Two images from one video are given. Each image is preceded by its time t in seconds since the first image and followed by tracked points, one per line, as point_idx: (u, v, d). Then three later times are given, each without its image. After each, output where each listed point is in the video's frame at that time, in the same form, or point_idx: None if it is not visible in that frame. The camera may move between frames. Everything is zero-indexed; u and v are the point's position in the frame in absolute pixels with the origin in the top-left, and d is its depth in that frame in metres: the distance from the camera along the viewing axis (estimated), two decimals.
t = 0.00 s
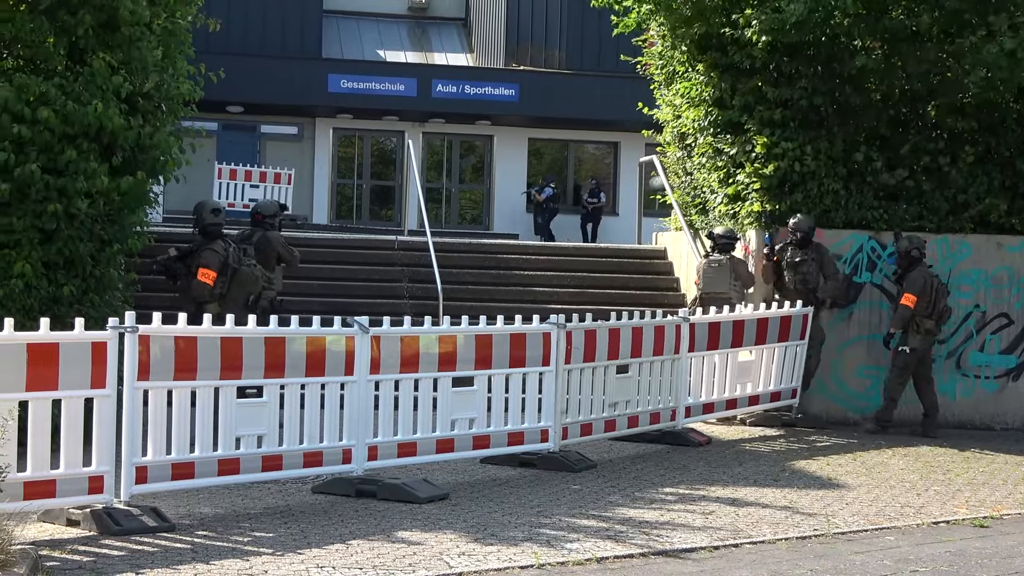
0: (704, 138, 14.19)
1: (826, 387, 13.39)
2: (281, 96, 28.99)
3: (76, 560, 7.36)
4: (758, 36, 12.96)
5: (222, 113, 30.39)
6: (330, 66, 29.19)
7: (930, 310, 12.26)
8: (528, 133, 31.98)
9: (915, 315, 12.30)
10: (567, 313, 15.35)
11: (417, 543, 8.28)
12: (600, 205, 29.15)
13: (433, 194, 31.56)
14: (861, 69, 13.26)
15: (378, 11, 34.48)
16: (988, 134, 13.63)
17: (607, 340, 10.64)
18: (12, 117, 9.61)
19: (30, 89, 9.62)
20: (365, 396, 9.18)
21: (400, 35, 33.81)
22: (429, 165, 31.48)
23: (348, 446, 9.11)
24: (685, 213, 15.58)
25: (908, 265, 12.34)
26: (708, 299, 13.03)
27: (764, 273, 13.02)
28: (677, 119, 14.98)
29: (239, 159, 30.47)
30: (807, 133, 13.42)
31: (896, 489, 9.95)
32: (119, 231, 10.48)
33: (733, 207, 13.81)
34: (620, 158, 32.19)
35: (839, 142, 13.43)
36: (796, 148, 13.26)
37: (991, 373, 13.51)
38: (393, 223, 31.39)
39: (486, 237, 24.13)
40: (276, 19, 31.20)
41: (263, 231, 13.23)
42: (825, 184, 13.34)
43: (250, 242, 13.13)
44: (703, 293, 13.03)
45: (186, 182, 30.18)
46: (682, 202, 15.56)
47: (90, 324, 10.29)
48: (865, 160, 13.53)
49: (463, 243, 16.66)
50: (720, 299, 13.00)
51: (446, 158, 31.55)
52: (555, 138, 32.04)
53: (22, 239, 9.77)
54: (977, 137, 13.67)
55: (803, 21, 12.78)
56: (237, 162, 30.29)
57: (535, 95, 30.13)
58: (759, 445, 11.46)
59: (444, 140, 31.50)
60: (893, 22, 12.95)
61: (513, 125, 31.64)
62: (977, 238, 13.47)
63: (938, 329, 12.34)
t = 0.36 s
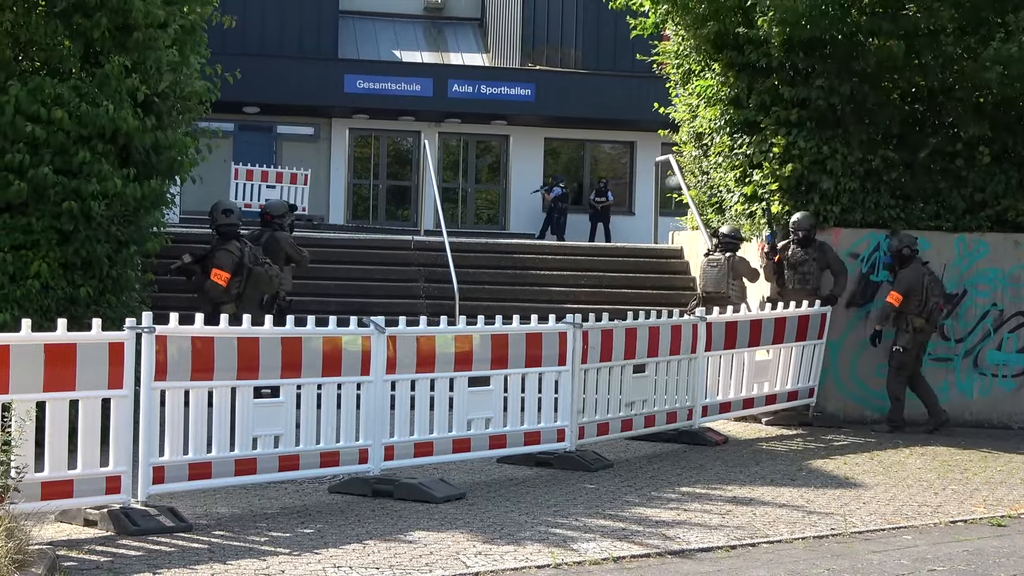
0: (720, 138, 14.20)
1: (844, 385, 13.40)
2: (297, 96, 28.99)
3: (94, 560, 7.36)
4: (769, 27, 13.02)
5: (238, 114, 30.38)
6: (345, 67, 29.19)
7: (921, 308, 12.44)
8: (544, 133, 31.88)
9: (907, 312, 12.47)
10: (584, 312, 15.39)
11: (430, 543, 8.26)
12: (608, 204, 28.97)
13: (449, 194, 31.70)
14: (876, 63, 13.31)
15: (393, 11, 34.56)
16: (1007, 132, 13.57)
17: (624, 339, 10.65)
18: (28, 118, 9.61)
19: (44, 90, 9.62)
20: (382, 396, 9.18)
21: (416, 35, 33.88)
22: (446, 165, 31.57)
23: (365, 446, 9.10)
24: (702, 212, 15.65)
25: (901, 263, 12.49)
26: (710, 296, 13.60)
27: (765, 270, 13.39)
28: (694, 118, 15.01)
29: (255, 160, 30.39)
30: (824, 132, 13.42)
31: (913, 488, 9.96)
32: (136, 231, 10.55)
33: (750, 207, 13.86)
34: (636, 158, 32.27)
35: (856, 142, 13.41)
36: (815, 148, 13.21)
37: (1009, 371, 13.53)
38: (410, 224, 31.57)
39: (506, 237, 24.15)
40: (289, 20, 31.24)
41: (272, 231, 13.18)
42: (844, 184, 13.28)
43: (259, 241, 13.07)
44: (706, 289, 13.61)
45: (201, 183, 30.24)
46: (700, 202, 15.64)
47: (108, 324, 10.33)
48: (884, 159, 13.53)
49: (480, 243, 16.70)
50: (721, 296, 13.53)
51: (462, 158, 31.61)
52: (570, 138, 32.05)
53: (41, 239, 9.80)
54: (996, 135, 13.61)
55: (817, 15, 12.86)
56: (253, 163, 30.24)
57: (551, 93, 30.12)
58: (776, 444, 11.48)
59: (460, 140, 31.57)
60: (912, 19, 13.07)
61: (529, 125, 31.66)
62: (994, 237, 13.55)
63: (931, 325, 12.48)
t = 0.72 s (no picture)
0: (730, 136, 14.18)
1: (855, 382, 13.43)
2: (308, 95, 28.98)
3: (106, 561, 7.35)
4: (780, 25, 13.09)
5: (249, 114, 30.38)
6: (355, 67, 29.19)
7: (913, 303, 12.47)
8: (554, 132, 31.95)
9: (900, 309, 12.58)
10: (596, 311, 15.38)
11: (442, 543, 8.26)
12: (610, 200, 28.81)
13: (459, 193, 31.72)
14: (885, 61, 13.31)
15: (403, 10, 34.58)
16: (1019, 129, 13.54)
17: (634, 339, 10.66)
18: (40, 120, 9.59)
19: (57, 92, 9.59)
20: (393, 396, 9.17)
21: (427, 35, 33.90)
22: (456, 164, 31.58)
23: (376, 446, 9.10)
24: (713, 211, 15.64)
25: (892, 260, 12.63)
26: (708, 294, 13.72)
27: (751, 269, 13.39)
28: (704, 117, 15.01)
29: (267, 159, 30.50)
30: (834, 129, 13.41)
31: (926, 487, 9.95)
32: (147, 232, 10.62)
33: (762, 205, 13.81)
34: (647, 157, 32.28)
35: (866, 140, 13.37)
36: (826, 146, 13.23)
37: (1021, 369, 13.56)
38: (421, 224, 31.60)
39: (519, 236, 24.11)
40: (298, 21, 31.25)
41: (278, 232, 13.13)
42: (855, 181, 13.29)
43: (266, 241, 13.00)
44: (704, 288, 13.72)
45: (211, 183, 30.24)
46: (710, 200, 15.64)
47: (120, 325, 10.34)
48: (895, 156, 13.55)
49: (491, 243, 16.70)
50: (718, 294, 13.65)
51: (473, 157, 31.59)
52: (580, 137, 32.02)
53: (52, 241, 9.84)
54: (1006, 132, 13.59)
55: (828, 15, 12.89)
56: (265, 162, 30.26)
57: (564, 93, 30.14)
58: (788, 443, 11.48)
59: (470, 139, 31.54)
60: (921, 20, 12.96)
61: (539, 124, 31.64)
62: (1007, 234, 13.54)
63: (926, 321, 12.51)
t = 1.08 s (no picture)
0: (740, 132, 14.16)
1: (866, 379, 13.42)
2: (318, 93, 29.00)
3: (117, 558, 7.36)
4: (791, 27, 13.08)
5: (258, 112, 30.40)
6: (364, 64, 29.22)
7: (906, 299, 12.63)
8: (564, 129, 31.87)
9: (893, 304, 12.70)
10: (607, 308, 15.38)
11: (452, 540, 8.25)
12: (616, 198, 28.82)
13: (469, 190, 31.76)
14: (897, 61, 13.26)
15: (412, 7, 34.61)
16: None
17: (643, 335, 10.65)
18: (55, 118, 9.62)
19: (73, 91, 9.63)
20: (403, 393, 9.17)
21: (436, 32, 33.93)
22: (465, 161, 31.63)
23: (386, 443, 9.10)
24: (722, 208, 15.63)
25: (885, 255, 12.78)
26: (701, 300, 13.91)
27: (725, 277, 13.53)
28: (714, 114, 14.99)
29: (276, 158, 30.55)
30: (844, 125, 13.42)
31: (936, 483, 9.95)
32: (158, 230, 10.56)
33: (772, 201, 13.77)
34: (657, 153, 32.25)
35: (876, 136, 13.40)
36: (836, 141, 13.23)
37: None
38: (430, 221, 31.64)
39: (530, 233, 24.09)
40: (307, 19, 31.27)
41: (284, 229, 13.10)
42: (865, 177, 13.30)
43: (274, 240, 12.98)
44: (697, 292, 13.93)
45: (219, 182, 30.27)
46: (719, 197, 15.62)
47: (130, 323, 10.37)
48: (904, 152, 13.58)
49: (501, 239, 16.70)
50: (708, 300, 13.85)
51: (482, 153, 31.68)
52: (589, 135, 31.98)
53: (64, 238, 9.86)
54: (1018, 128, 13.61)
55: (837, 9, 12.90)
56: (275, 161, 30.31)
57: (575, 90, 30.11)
58: (798, 440, 11.49)
59: (480, 137, 31.67)
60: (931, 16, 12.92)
61: (548, 122, 31.63)
62: (1017, 230, 13.56)
63: (919, 316, 12.63)
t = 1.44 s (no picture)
0: (746, 131, 14.16)
1: (872, 377, 13.37)
2: (323, 92, 29.02)
3: (124, 557, 7.36)
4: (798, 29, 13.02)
5: (264, 113, 30.43)
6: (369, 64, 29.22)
7: (903, 294, 12.63)
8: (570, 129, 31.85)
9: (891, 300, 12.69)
10: (613, 306, 15.40)
11: (458, 539, 8.25)
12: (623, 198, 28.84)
13: (474, 189, 31.85)
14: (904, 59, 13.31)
15: (418, 7, 34.65)
16: None
17: (647, 334, 10.65)
18: (63, 117, 9.64)
19: (82, 91, 9.65)
20: (409, 391, 9.16)
21: (442, 31, 33.97)
22: (471, 160, 31.69)
23: (392, 441, 9.08)
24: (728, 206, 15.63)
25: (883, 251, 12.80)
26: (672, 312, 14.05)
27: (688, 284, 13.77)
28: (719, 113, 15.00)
29: (282, 158, 30.47)
30: (850, 124, 13.43)
31: (942, 481, 9.94)
32: (164, 228, 10.57)
33: (777, 199, 13.77)
34: (662, 151, 32.14)
35: (882, 135, 13.41)
36: (841, 141, 13.23)
37: None
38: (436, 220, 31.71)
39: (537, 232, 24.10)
40: (311, 19, 31.28)
41: (289, 228, 13.11)
42: (871, 175, 13.29)
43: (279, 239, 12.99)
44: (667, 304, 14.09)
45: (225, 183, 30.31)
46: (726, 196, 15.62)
47: (136, 322, 10.39)
48: (912, 151, 13.64)
49: (507, 238, 16.72)
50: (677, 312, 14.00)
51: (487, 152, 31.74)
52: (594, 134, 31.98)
53: (70, 238, 9.88)
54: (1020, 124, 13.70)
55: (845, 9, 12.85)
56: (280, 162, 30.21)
57: (579, 87, 29.97)
58: (803, 438, 11.51)
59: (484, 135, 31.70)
60: (936, 16, 12.87)
61: (554, 121, 31.63)
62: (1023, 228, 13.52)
63: (915, 311, 12.63)
